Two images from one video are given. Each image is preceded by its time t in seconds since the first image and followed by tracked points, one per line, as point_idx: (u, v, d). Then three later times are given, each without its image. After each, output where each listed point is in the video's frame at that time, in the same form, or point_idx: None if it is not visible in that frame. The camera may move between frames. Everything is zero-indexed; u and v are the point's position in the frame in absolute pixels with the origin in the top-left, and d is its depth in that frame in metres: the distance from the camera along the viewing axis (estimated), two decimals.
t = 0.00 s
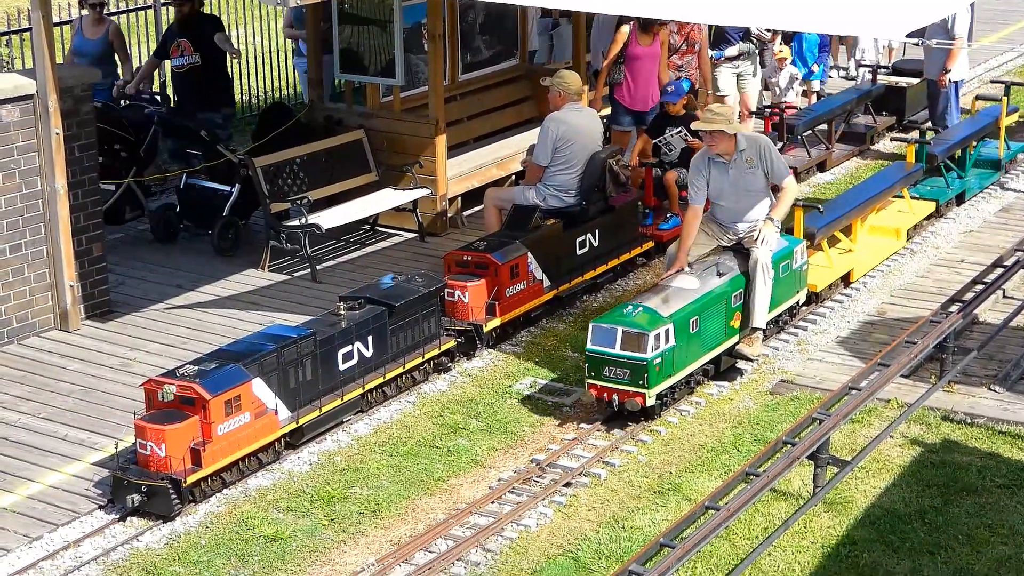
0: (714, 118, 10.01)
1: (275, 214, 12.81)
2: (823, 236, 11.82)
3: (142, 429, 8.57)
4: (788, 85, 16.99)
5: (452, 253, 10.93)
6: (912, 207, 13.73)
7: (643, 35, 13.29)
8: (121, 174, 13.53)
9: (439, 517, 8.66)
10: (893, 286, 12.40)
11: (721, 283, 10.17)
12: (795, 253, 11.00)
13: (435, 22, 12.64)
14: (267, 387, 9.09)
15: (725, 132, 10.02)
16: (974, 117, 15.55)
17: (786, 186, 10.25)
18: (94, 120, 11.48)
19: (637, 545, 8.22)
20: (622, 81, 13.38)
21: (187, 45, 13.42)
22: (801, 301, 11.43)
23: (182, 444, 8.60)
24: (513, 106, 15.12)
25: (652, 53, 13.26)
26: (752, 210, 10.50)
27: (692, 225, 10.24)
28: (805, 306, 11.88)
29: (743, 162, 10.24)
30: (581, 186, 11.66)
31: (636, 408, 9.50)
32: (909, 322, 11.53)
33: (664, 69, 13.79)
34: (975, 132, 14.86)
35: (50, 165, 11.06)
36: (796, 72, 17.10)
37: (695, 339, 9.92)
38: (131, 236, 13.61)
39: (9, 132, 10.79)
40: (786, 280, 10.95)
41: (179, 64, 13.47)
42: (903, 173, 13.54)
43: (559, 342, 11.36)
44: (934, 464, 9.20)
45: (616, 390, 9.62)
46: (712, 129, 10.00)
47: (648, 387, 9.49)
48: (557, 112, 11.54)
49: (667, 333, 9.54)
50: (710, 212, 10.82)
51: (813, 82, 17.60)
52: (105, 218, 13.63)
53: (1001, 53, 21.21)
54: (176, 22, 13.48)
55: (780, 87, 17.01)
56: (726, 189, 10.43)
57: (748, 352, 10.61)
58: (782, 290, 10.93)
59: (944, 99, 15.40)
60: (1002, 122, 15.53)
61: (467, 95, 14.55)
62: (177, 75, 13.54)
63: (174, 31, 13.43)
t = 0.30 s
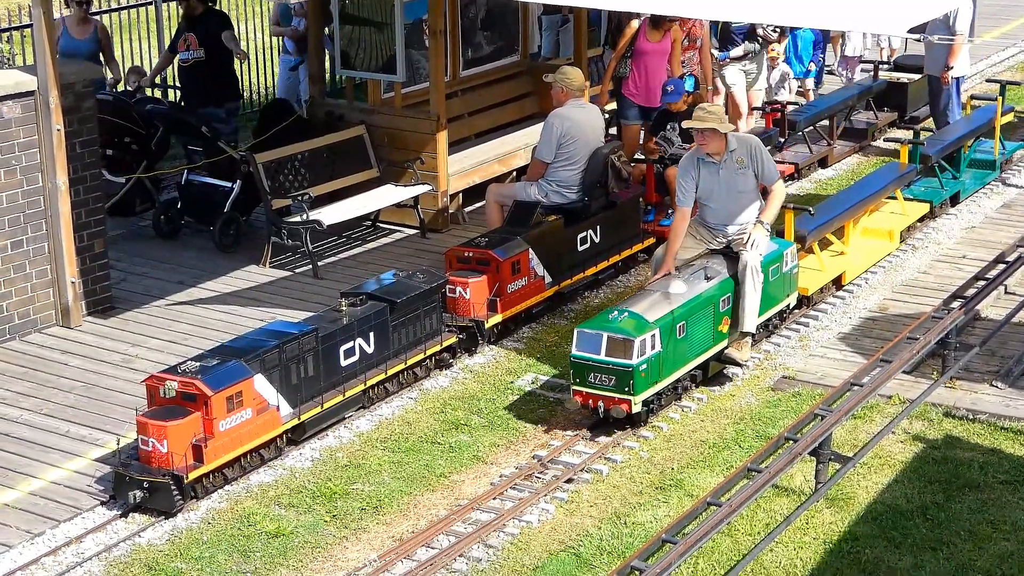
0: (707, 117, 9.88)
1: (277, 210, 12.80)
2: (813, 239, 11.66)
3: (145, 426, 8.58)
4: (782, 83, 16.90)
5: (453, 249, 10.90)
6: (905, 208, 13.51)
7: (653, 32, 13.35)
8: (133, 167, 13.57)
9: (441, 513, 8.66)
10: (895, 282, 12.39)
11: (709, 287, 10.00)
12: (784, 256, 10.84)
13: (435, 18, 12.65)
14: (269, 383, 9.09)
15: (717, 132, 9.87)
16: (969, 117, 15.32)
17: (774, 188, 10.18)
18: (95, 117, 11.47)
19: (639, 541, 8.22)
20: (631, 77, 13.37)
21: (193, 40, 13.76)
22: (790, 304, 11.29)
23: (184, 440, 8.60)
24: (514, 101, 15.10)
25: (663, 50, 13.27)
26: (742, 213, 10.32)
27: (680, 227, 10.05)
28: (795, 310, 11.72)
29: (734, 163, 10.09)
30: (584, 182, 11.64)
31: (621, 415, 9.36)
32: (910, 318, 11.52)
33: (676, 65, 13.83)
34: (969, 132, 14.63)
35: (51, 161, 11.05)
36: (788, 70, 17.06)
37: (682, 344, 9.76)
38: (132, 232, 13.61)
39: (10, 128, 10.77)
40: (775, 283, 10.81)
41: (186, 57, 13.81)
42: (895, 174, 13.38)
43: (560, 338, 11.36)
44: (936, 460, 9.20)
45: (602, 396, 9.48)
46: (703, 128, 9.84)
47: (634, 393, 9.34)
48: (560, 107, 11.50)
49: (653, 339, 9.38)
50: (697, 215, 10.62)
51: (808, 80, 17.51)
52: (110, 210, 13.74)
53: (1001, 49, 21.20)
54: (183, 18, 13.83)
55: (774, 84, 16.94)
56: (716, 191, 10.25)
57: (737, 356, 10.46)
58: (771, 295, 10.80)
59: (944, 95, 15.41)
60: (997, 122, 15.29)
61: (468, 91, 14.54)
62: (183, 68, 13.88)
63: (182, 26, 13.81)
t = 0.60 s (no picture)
0: (696, 118, 9.67)
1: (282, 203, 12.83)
2: (807, 240, 11.45)
3: (149, 418, 8.60)
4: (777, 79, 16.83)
5: (458, 242, 10.94)
6: (901, 208, 13.34)
7: (656, 25, 13.30)
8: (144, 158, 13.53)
9: (445, 506, 8.67)
10: (900, 276, 12.37)
11: (699, 289, 9.82)
12: (777, 258, 10.65)
13: (440, 13, 12.64)
14: (274, 376, 9.10)
15: (708, 132, 9.67)
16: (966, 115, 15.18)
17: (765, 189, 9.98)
18: (100, 110, 11.48)
19: (642, 534, 8.23)
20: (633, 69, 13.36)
21: (201, 32, 13.95)
22: (783, 306, 11.11)
23: (188, 433, 8.62)
24: (519, 95, 15.10)
25: (664, 42, 13.21)
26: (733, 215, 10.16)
27: (671, 228, 9.86)
28: (788, 312, 11.57)
29: (725, 163, 9.90)
30: (588, 176, 11.64)
31: (608, 421, 9.17)
32: (915, 312, 11.50)
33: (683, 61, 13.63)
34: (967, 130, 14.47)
35: (56, 155, 11.06)
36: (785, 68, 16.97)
37: (670, 349, 9.57)
38: (137, 226, 13.63)
39: (15, 122, 10.80)
40: (767, 286, 10.61)
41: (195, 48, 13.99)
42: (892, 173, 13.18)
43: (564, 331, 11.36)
44: (940, 453, 9.19)
45: (588, 402, 9.29)
46: (693, 128, 9.66)
47: (621, 399, 9.15)
48: (565, 101, 11.49)
49: (641, 343, 9.20)
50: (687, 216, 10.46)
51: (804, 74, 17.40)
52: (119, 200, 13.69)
53: (1009, 41, 21.13)
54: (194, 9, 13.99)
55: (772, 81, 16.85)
56: (706, 193, 10.05)
57: (728, 359, 10.23)
58: (763, 297, 10.59)
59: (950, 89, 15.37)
60: (994, 120, 15.16)
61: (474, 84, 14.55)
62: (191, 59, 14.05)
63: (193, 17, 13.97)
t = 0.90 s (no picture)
0: (684, 119, 9.29)
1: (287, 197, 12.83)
2: (801, 241, 11.17)
3: (155, 410, 8.59)
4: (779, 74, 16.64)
5: (463, 235, 10.90)
6: (897, 207, 13.09)
7: (660, 19, 13.27)
8: (154, 149, 13.51)
9: (451, 498, 8.68)
10: (906, 269, 12.35)
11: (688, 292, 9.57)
12: (768, 260, 10.39)
13: (446, 6, 12.60)
14: (280, 368, 9.10)
15: (696, 134, 9.31)
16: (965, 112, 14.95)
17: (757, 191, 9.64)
18: (106, 103, 11.48)
19: (649, 526, 8.23)
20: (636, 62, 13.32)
21: (209, 24, 14.53)
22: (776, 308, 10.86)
23: (194, 425, 8.62)
24: (524, 88, 15.08)
25: (668, 35, 13.17)
26: (723, 216, 9.86)
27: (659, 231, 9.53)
28: (780, 314, 11.33)
29: (715, 165, 9.56)
30: (593, 168, 11.59)
31: (593, 427, 8.98)
32: (921, 305, 11.49)
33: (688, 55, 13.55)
34: (965, 127, 14.23)
35: (62, 147, 11.07)
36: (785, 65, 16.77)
37: (657, 354, 9.33)
38: (143, 218, 13.64)
39: (21, 115, 10.80)
40: (758, 288, 10.36)
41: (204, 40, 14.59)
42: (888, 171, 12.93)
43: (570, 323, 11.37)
44: (946, 446, 9.18)
45: (573, 407, 9.09)
46: (682, 131, 9.29)
47: (607, 404, 8.95)
48: (570, 93, 11.43)
49: (628, 348, 8.97)
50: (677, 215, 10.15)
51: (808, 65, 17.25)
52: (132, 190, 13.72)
53: (1015, 35, 21.11)
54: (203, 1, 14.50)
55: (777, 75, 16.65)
56: (697, 193, 9.73)
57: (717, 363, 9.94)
58: (753, 301, 10.33)
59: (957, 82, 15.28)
60: (993, 117, 14.95)
61: (479, 77, 14.52)
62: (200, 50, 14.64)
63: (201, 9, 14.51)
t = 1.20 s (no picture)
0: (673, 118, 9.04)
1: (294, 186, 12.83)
2: (795, 240, 10.96)
3: (163, 400, 8.61)
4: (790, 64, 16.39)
5: (471, 225, 10.92)
6: (894, 205, 12.88)
7: (668, 9, 13.14)
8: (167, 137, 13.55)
9: (458, 488, 8.69)
10: (914, 260, 12.34)
11: (674, 294, 9.41)
12: (758, 260, 10.24)
13: None
14: (287, 358, 9.12)
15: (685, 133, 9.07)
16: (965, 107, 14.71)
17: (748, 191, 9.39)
18: (113, 92, 11.47)
19: (655, 517, 8.23)
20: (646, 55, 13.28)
21: (218, 13, 13.42)
22: (766, 310, 10.71)
23: (202, 415, 8.63)
24: (531, 77, 15.06)
25: (676, 27, 13.04)
26: (711, 216, 9.56)
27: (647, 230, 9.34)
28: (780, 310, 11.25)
29: (705, 163, 9.31)
30: (600, 159, 11.56)
31: (577, 432, 8.79)
32: (928, 296, 11.47)
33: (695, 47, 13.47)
34: (965, 124, 13.99)
35: (70, 136, 11.07)
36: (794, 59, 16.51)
37: (642, 358, 9.15)
38: (150, 207, 13.64)
39: (28, 104, 10.80)
40: (747, 289, 10.20)
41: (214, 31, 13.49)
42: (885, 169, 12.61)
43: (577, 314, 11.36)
44: (953, 438, 9.18)
45: (558, 412, 8.93)
46: (670, 130, 9.04)
47: (591, 409, 8.78)
48: (577, 83, 11.39)
49: (612, 351, 8.81)
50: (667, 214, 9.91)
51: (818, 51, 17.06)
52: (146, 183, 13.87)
53: None
54: None
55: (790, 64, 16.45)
56: (686, 192, 9.48)
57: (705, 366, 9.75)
58: (742, 302, 10.17)
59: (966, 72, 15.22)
60: (993, 113, 14.71)
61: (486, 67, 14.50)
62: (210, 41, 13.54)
63: None
